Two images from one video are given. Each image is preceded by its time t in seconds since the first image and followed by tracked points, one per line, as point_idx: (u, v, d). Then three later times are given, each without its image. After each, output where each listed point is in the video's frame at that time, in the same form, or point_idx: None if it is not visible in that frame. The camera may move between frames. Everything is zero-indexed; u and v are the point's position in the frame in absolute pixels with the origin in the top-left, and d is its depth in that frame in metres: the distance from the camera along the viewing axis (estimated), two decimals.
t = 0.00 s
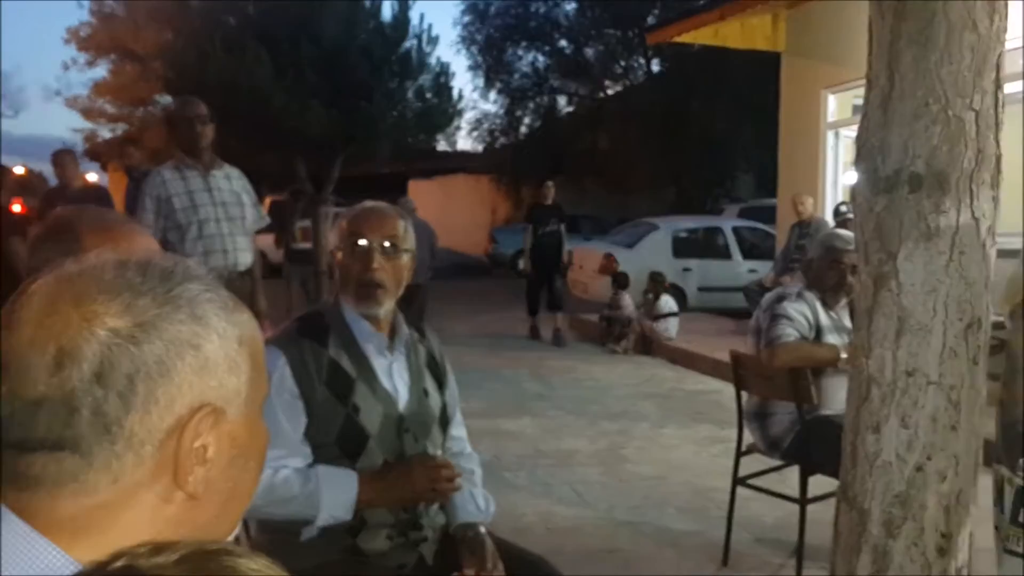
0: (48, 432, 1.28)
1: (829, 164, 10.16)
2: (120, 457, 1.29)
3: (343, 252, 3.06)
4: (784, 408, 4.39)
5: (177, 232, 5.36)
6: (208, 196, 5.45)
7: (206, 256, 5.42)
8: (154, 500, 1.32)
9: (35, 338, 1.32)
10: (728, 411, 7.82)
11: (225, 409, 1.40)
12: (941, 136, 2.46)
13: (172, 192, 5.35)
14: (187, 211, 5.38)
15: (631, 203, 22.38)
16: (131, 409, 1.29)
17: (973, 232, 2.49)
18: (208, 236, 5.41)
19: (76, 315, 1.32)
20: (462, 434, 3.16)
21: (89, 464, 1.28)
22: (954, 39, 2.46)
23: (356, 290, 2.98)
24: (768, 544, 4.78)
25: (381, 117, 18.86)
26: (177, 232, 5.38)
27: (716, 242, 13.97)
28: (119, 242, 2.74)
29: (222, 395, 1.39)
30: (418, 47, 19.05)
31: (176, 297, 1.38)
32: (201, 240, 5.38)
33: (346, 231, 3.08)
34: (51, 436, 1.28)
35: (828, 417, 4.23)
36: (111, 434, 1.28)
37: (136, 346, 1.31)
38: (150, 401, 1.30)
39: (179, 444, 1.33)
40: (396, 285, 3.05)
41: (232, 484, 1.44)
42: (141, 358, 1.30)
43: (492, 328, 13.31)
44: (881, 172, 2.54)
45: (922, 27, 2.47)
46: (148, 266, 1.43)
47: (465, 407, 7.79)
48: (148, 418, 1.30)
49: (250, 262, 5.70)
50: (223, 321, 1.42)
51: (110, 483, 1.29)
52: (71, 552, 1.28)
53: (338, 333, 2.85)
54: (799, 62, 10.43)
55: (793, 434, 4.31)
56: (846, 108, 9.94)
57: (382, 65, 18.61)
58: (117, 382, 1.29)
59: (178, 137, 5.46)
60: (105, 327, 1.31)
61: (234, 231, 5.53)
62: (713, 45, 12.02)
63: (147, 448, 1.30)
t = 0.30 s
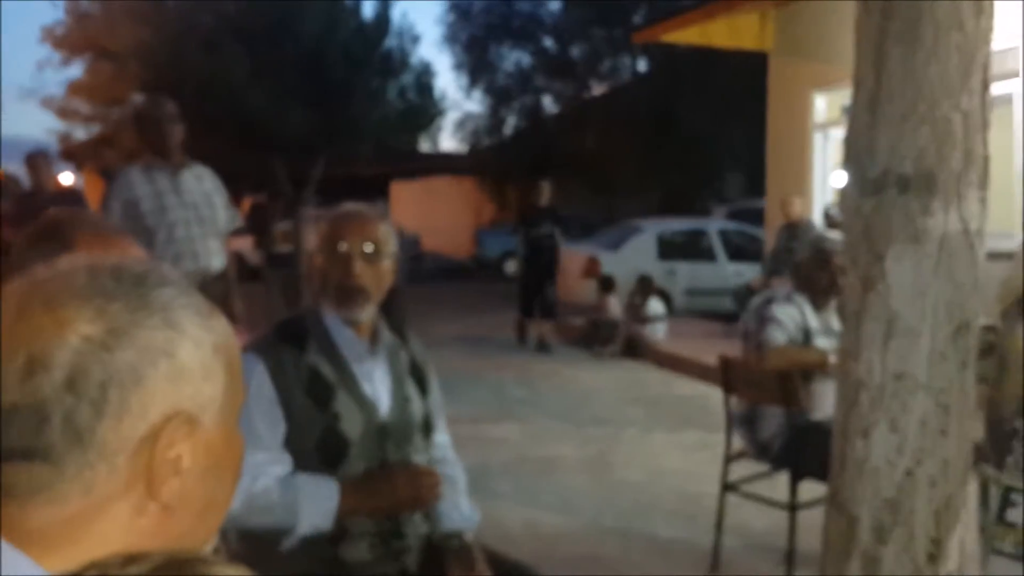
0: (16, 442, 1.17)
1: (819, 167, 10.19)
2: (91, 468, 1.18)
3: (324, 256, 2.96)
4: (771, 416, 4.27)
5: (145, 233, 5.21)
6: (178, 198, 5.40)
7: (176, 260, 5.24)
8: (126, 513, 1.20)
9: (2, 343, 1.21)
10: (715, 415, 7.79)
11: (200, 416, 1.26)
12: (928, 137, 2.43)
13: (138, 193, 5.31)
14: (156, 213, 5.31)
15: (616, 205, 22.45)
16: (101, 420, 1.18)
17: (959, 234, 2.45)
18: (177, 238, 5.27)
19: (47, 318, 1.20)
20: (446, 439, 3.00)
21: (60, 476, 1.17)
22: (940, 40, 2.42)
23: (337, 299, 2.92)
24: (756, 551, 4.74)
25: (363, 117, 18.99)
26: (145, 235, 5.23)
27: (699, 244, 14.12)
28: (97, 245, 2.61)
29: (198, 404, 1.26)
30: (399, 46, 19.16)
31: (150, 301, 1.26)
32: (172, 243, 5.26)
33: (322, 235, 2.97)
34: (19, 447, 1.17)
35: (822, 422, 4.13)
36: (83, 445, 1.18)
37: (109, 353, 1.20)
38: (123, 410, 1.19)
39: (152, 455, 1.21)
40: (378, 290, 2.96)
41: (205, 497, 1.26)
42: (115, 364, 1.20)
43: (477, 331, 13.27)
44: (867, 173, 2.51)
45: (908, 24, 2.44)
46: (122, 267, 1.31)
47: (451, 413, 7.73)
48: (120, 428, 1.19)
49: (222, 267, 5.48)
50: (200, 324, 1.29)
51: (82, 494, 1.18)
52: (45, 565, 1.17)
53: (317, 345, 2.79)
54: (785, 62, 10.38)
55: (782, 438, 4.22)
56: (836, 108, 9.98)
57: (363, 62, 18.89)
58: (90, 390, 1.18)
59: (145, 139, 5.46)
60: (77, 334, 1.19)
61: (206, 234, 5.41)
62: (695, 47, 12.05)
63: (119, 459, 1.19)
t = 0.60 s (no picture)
0: None
1: (791, 171, 10.25)
2: (70, 471, 1.21)
3: (308, 260, 3.04)
4: (745, 414, 4.40)
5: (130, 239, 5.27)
6: (163, 201, 5.41)
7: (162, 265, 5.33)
8: (105, 514, 1.23)
9: None
10: (692, 414, 7.88)
11: (179, 420, 1.29)
12: (898, 140, 2.48)
13: (123, 197, 5.32)
14: (142, 217, 5.33)
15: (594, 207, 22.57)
16: (81, 422, 1.20)
17: (928, 237, 2.50)
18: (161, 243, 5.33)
19: (26, 324, 1.23)
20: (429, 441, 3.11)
21: (40, 476, 1.20)
22: (908, 49, 2.48)
23: (319, 300, 2.97)
24: (731, 546, 4.81)
25: (344, 119, 19.10)
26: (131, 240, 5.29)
27: (673, 245, 14.08)
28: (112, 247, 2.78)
29: (176, 408, 1.28)
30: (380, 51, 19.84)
31: (128, 306, 1.28)
32: (157, 248, 5.31)
33: (306, 244, 3.06)
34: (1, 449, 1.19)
35: (795, 420, 4.20)
36: (62, 446, 1.20)
37: (87, 357, 1.22)
38: (101, 412, 1.21)
39: (129, 459, 1.24)
40: (363, 295, 3.03)
41: (185, 500, 1.31)
42: (92, 368, 1.22)
43: (456, 333, 13.32)
44: (837, 176, 2.57)
45: (877, 31, 2.50)
46: (100, 273, 1.34)
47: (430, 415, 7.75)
48: (99, 430, 1.21)
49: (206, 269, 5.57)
50: (178, 329, 1.31)
51: (60, 496, 1.21)
52: (24, 566, 1.22)
53: (300, 344, 2.83)
54: (756, 64, 10.53)
55: (755, 435, 4.31)
56: (808, 112, 10.02)
57: (343, 66, 19.02)
58: (69, 393, 1.20)
59: (130, 143, 5.39)
60: (56, 338, 1.22)
61: (189, 239, 5.45)
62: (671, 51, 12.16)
63: (98, 460, 1.21)
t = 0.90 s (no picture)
0: None
1: (761, 171, 10.33)
2: (43, 474, 1.26)
3: (303, 270, 3.11)
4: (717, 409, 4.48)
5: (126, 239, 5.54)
6: (159, 205, 5.68)
7: (156, 266, 5.61)
8: (78, 516, 1.30)
9: None
10: (667, 411, 7.95)
11: (152, 425, 1.35)
12: (863, 143, 2.18)
13: (119, 199, 5.56)
14: (137, 218, 5.59)
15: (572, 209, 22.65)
16: (54, 424, 1.25)
17: (894, 237, 2.21)
18: (155, 245, 5.61)
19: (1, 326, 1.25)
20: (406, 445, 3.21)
21: (13, 478, 1.25)
22: (874, 49, 2.18)
23: (314, 311, 3.03)
24: (704, 541, 4.88)
25: (322, 122, 18.92)
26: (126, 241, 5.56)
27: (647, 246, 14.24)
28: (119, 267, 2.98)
29: (150, 412, 1.35)
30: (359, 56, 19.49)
31: (104, 310, 1.33)
32: (151, 250, 5.60)
33: (307, 258, 3.11)
34: None
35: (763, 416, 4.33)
36: (34, 448, 1.25)
37: (61, 359, 1.26)
38: (75, 415, 1.26)
39: (103, 462, 1.29)
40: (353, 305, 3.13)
41: (159, 505, 1.40)
42: (67, 371, 1.26)
43: (435, 333, 13.36)
44: (805, 179, 2.28)
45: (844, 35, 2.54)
46: (75, 277, 1.38)
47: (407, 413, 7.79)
48: (72, 432, 1.26)
49: (198, 273, 5.95)
50: (153, 334, 1.37)
51: (33, 499, 1.27)
52: None
53: (284, 337, 2.97)
54: (727, 68, 10.64)
55: (727, 433, 4.42)
56: (777, 116, 10.09)
57: (321, 71, 18.72)
58: (42, 396, 1.24)
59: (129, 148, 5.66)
60: (31, 341, 1.25)
61: (183, 242, 5.75)
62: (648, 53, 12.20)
63: (72, 462, 1.27)
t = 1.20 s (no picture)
0: None
1: (743, 167, 10.36)
2: (11, 477, 1.25)
3: (312, 286, 3.02)
4: (698, 406, 4.51)
5: (131, 237, 5.60)
6: (163, 204, 5.73)
7: (158, 264, 5.68)
8: (48, 519, 1.29)
9: None
10: (650, 408, 7.97)
11: (123, 426, 1.34)
12: (842, 140, 2.17)
13: (125, 197, 5.60)
14: (141, 216, 5.64)
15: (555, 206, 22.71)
16: (20, 427, 1.23)
17: (872, 233, 2.19)
18: (159, 243, 5.68)
19: None
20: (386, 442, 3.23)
21: None
22: (852, 47, 2.17)
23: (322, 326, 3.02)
24: (687, 537, 4.90)
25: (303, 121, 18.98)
26: (130, 239, 5.62)
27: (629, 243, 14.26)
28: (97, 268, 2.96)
29: (120, 413, 1.34)
30: (340, 53, 19.55)
31: (71, 310, 1.32)
32: (155, 247, 5.65)
33: (318, 273, 3.02)
34: None
35: (745, 413, 4.36)
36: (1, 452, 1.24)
37: (28, 360, 1.24)
38: (42, 417, 1.24)
39: (71, 463, 1.28)
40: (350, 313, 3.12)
41: (131, 509, 1.40)
42: (33, 371, 1.24)
43: (419, 331, 13.34)
44: (783, 177, 2.25)
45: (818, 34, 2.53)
46: (43, 277, 1.37)
47: (391, 412, 7.79)
48: (41, 433, 1.24)
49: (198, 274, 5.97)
50: (123, 334, 1.36)
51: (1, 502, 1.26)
52: None
53: (265, 332, 2.98)
54: (708, 65, 10.70)
55: (709, 430, 4.43)
56: (758, 113, 10.13)
57: (302, 69, 18.77)
58: (8, 396, 1.23)
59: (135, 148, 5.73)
60: None
61: (185, 242, 5.80)
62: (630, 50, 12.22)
63: (39, 465, 1.25)
